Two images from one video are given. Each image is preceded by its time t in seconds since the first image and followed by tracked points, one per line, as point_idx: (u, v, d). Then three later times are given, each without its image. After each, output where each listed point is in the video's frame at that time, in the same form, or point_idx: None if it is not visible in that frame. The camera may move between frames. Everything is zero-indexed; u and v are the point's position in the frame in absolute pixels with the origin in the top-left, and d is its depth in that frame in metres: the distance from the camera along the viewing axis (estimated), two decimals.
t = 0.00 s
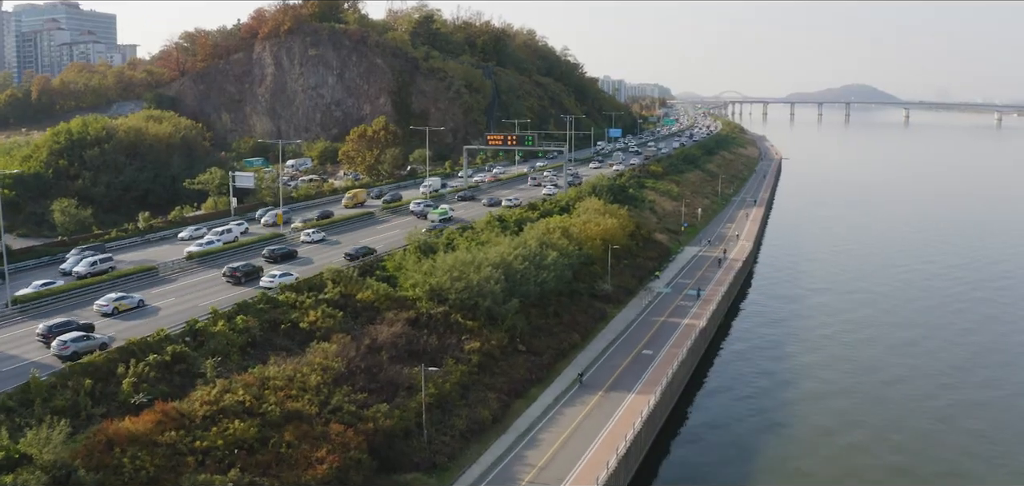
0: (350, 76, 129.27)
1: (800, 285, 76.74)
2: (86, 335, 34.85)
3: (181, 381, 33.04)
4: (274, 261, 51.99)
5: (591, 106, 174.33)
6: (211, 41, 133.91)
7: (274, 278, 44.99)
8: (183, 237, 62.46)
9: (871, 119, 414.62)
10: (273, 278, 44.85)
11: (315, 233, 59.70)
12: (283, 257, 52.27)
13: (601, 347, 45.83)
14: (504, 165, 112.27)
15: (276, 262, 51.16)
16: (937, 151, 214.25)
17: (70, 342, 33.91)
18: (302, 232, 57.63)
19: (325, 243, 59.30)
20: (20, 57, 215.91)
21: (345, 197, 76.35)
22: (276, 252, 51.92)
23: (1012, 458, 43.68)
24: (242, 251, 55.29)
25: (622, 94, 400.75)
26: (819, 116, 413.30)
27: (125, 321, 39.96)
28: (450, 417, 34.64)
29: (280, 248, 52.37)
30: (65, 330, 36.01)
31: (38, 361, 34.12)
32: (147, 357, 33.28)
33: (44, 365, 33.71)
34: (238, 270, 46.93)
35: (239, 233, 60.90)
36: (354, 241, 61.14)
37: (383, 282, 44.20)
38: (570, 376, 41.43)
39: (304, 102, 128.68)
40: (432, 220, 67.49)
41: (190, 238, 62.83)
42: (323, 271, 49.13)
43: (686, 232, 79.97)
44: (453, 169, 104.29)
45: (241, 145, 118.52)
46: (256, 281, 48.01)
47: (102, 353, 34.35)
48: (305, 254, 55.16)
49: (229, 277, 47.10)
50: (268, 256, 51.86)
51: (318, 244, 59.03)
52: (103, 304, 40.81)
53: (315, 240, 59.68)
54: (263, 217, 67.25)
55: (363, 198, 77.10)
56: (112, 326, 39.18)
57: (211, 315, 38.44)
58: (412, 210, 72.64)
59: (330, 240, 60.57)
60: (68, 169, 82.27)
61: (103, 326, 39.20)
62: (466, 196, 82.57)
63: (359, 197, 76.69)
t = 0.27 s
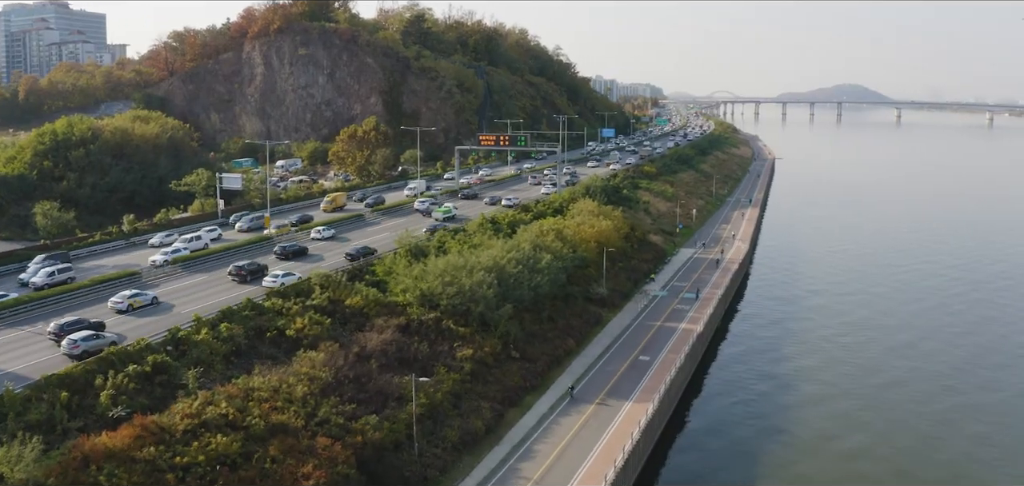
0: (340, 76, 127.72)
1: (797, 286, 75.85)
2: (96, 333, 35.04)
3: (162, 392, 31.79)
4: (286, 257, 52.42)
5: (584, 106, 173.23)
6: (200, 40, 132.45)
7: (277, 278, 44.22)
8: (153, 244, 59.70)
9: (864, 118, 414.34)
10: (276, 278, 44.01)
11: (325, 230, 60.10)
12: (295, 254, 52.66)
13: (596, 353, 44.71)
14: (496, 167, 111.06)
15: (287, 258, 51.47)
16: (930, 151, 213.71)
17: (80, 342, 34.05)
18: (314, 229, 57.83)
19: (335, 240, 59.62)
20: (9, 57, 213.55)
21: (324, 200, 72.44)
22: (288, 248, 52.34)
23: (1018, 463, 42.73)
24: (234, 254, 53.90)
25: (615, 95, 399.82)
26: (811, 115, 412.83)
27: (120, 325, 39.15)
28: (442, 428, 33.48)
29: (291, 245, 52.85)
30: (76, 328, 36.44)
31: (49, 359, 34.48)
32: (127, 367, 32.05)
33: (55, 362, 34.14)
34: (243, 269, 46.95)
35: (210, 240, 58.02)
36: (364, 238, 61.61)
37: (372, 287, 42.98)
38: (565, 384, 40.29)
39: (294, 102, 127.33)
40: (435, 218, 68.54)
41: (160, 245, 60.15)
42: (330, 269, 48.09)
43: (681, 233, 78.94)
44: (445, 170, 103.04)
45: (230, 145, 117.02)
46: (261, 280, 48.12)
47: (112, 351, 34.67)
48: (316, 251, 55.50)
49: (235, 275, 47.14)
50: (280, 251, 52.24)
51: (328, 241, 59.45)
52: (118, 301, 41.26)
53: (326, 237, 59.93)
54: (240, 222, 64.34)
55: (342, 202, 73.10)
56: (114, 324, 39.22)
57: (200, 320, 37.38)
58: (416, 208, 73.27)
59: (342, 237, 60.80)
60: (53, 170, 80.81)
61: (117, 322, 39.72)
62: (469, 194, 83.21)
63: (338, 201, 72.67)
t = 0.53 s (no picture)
0: (331, 76, 126.33)
1: (794, 287, 75.09)
2: (107, 332, 34.84)
3: (142, 404, 30.60)
4: (296, 255, 53.41)
5: (576, 106, 172.28)
6: (189, 40, 131.14)
7: (280, 277, 43.73)
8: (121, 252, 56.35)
9: (855, 117, 414.54)
10: (278, 278, 43.56)
11: (335, 228, 60.97)
12: (304, 251, 53.67)
13: (592, 360, 43.64)
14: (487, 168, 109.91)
15: (296, 256, 52.33)
16: (922, 151, 213.60)
17: (90, 340, 33.90)
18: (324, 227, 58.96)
19: (343, 237, 60.55)
20: None
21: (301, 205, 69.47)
22: (298, 246, 53.09)
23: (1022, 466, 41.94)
24: (219, 257, 52.26)
25: (607, 94, 399.23)
26: (803, 114, 412.76)
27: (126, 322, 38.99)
28: (433, 440, 32.32)
29: (302, 243, 53.65)
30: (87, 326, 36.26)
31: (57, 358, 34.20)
32: (105, 379, 30.85)
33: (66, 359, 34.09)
34: (248, 268, 46.90)
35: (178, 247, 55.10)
36: (372, 235, 62.42)
37: (361, 292, 41.79)
38: (560, 392, 39.19)
39: (284, 102, 125.92)
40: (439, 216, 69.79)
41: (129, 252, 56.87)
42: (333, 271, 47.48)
43: (676, 235, 78.00)
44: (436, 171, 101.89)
45: (219, 146, 115.55)
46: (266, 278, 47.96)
47: (121, 351, 34.33)
48: (325, 249, 56.25)
49: (239, 273, 47.01)
50: (291, 249, 53.04)
51: (337, 239, 60.27)
52: (132, 298, 41.17)
53: (336, 234, 61.27)
54: (212, 227, 61.45)
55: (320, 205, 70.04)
56: (124, 321, 39.14)
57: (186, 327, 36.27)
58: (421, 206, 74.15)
59: (351, 236, 61.62)
60: (37, 172, 79.39)
61: (130, 318, 39.56)
62: (472, 194, 84.00)
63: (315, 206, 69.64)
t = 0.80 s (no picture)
0: (320, 76, 124.91)
1: (789, 287, 74.46)
2: (115, 331, 34.83)
3: (120, 417, 29.49)
4: (306, 252, 54.18)
5: (568, 106, 171.31)
6: (177, 39, 129.71)
7: (281, 277, 43.86)
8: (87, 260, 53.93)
9: (846, 117, 414.78)
10: (281, 277, 43.75)
11: (343, 225, 62.02)
12: (314, 249, 54.58)
13: (586, 366, 42.62)
14: (478, 169, 108.70)
15: (306, 253, 53.31)
16: (913, 150, 213.58)
17: (99, 339, 33.88)
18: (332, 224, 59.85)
19: (351, 234, 61.58)
20: None
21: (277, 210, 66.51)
22: (308, 243, 54.06)
23: None
24: (200, 262, 50.58)
25: (598, 94, 398.69)
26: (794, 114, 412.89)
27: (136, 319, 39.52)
28: (423, 453, 31.22)
29: (311, 240, 54.58)
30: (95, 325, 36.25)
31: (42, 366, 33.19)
32: (82, 391, 29.67)
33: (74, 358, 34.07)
34: (253, 265, 47.46)
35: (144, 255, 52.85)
36: (380, 232, 63.40)
37: (349, 298, 40.62)
38: (554, 401, 38.15)
39: (273, 102, 124.44)
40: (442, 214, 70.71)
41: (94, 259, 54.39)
42: (334, 270, 47.41)
43: (669, 237, 77.06)
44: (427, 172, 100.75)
45: (207, 147, 114.03)
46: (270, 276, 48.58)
47: (129, 350, 34.23)
48: (335, 246, 57.26)
49: (245, 271, 47.64)
50: (301, 246, 54.00)
51: (345, 235, 61.33)
52: (145, 295, 41.75)
53: (344, 231, 62.13)
54: (183, 232, 59.17)
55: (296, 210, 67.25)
56: (136, 318, 39.63)
57: (169, 334, 35.24)
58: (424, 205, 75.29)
59: (358, 232, 62.69)
60: (20, 174, 77.93)
61: (143, 315, 40.18)
62: (472, 192, 84.80)
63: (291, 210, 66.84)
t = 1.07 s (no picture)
0: (309, 76, 123.58)
1: (785, 288, 73.83)
2: (122, 330, 34.82)
3: (97, 432, 28.43)
4: (313, 249, 55.25)
5: (559, 106, 170.42)
6: (164, 39, 128.21)
7: (282, 277, 43.40)
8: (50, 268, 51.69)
9: (835, 117, 415.47)
10: (282, 277, 43.20)
11: (349, 223, 63.09)
12: (321, 246, 55.50)
13: (580, 373, 41.63)
14: (469, 170, 107.50)
15: (313, 250, 54.33)
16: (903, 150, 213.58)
17: (107, 337, 33.90)
18: (338, 222, 60.86)
19: (358, 231, 62.61)
20: None
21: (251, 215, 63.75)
22: (314, 241, 55.00)
23: None
24: (181, 268, 49.08)
25: (589, 95, 398.24)
26: (783, 114, 413.33)
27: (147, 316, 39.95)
28: (413, 466, 30.17)
29: (318, 238, 55.52)
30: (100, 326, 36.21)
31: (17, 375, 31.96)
32: (57, 405, 28.50)
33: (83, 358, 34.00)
34: (257, 264, 47.89)
35: (109, 263, 51.03)
36: (385, 230, 64.26)
37: (336, 304, 39.51)
38: (547, 409, 37.16)
39: (261, 103, 122.98)
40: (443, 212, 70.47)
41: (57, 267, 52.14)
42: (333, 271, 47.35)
43: (662, 238, 76.14)
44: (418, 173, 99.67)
45: (194, 148, 112.44)
46: (273, 274, 49.00)
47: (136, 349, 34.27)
48: (342, 243, 58.19)
49: (248, 270, 48.12)
50: (308, 244, 54.93)
51: (352, 233, 62.42)
52: (155, 293, 42.10)
53: (351, 229, 63.06)
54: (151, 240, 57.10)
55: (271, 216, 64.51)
56: (146, 315, 39.94)
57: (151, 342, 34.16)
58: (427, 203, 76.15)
59: (364, 230, 63.67)
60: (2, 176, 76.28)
61: (154, 312, 40.51)
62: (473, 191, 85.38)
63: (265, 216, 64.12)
